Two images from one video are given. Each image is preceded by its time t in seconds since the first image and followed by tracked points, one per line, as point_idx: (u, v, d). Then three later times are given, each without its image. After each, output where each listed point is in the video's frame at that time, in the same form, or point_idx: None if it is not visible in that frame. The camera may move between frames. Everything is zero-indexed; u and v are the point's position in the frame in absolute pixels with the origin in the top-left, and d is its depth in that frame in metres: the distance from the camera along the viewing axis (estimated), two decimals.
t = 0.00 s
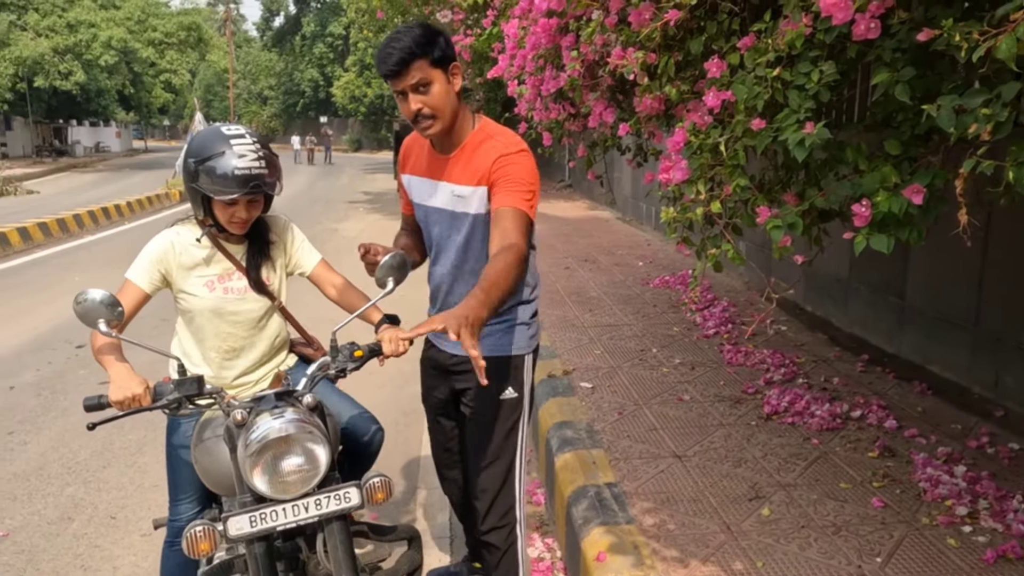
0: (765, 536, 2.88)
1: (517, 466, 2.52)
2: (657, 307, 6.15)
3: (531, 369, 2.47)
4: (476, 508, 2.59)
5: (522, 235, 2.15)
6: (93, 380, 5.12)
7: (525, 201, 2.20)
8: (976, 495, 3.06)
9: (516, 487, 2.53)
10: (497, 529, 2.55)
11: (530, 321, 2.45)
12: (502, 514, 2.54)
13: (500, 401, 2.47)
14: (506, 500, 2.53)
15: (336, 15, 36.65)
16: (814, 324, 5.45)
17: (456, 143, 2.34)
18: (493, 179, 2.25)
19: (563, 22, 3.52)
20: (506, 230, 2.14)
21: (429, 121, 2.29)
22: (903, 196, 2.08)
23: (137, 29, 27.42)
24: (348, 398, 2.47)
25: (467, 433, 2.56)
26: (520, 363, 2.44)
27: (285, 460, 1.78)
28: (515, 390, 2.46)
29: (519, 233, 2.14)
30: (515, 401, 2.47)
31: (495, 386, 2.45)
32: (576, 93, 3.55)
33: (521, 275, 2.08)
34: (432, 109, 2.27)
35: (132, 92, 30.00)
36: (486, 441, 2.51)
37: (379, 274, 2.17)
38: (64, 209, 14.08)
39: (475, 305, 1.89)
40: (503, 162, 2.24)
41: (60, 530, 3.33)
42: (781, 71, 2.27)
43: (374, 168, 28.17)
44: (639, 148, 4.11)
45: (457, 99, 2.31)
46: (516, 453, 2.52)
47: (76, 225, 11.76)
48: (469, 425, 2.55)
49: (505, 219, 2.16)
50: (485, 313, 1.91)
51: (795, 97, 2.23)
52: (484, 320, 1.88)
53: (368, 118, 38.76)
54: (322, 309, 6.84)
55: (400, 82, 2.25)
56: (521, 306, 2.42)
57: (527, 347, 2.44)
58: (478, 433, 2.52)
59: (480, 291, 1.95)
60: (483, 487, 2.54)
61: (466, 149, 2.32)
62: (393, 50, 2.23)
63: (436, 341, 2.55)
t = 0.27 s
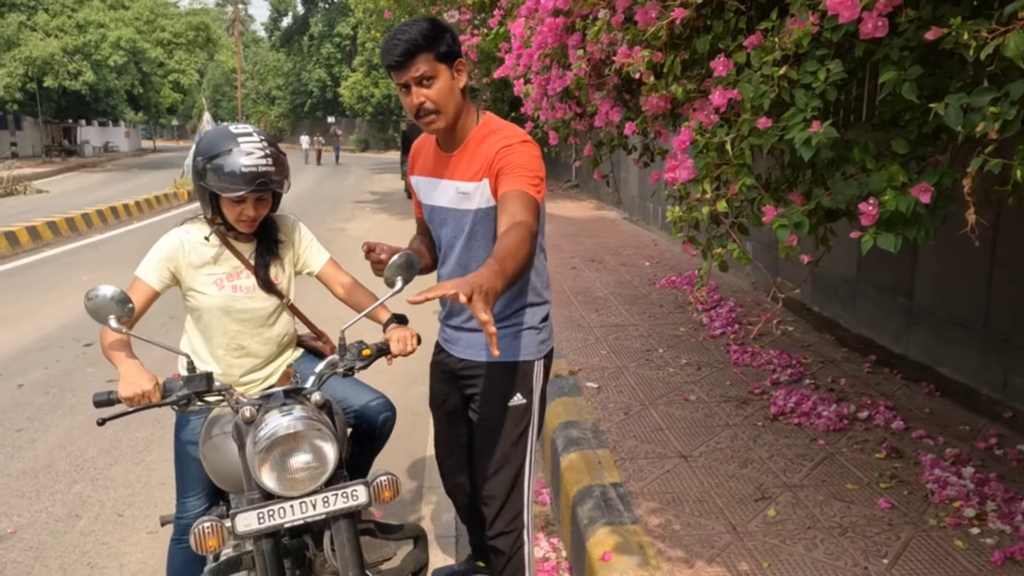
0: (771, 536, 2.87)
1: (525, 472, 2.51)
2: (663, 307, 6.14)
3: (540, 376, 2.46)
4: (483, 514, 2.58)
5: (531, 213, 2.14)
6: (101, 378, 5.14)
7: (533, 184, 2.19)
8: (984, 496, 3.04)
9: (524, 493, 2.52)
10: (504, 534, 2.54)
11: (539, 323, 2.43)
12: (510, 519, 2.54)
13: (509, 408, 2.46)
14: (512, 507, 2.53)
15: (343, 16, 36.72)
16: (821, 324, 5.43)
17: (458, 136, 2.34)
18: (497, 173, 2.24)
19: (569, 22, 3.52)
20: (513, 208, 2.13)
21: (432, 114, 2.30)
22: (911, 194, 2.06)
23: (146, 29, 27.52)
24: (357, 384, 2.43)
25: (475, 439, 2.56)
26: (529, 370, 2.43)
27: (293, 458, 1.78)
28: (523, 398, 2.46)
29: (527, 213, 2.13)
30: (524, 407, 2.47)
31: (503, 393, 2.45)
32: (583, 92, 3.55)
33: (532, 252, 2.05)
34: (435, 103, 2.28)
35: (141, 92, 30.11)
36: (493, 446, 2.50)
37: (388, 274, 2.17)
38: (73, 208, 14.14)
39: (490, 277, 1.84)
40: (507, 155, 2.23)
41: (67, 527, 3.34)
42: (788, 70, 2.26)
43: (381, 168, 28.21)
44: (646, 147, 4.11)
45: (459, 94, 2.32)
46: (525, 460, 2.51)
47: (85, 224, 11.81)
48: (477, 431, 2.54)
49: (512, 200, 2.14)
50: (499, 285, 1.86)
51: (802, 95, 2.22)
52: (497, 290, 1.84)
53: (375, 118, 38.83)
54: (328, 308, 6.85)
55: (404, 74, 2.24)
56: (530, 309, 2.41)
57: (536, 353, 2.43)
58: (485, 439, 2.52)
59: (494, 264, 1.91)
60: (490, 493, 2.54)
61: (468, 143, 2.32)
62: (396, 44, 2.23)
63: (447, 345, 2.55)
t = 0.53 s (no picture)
0: (778, 537, 2.87)
1: (529, 474, 2.51)
2: (670, 307, 6.13)
3: (545, 379, 2.45)
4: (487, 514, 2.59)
5: (541, 219, 2.13)
6: (109, 376, 5.16)
7: (543, 187, 2.18)
8: (992, 498, 3.03)
9: (528, 495, 2.52)
10: (508, 536, 2.54)
11: (546, 326, 2.42)
12: (513, 521, 2.54)
13: (514, 409, 2.46)
14: (516, 509, 2.53)
15: (351, 16, 36.76)
16: (828, 325, 5.41)
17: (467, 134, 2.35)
18: (507, 174, 2.24)
19: (577, 21, 3.52)
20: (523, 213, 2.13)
21: (441, 112, 2.30)
22: (919, 195, 2.06)
23: (155, 29, 27.62)
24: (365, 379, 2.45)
25: (480, 439, 2.55)
26: (536, 372, 2.43)
27: (301, 455, 1.79)
28: (529, 399, 2.46)
29: (536, 217, 2.13)
30: (529, 409, 2.46)
31: (508, 395, 2.45)
32: (590, 92, 3.55)
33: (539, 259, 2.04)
34: (445, 101, 2.28)
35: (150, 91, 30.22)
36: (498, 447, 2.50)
37: (396, 273, 2.16)
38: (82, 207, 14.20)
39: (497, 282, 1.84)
40: (517, 154, 2.23)
41: (75, 524, 3.36)
42: (795, 69, 2.25)
43: (388, 168, 28.25)
44: (653, 147, 4.10)
45: (470, 93, 2.32)
46: (529, 462, 2.51)
47: (94, 223, 11.86)
48: (482, 432, 2.54)
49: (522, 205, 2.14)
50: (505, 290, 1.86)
51: (809, 95, 2.22)
52: (502, 295, 1.83)
53: (383, 118, 38.88)
54: (335, 307, 6.87)
55: (414, 71, 2.26)
56: (537, 313, 2.41)
57: (542, 355, 2.43)
58: (490, 439, 2.51)
59: (501, 269, 1.90)
60: (494, 494, 2.54)
61: (478, 140, 2.33)
62: (408, 40, 2.24)
63: (454, 345, 2.55)
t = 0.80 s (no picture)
0: (784, 537, 2.86)
1: (537, 471, 2.51)
2: (676, 307, 6.12)
3: (553, 376, 2.45)
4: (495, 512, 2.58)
5: (549, 219, 2.12)
6: (116, 374, 5.18)
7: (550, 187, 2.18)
8: (1000, 499, 3.01)
9: (535, 492, 2.52)
10: (515, 533, 2.54)
11: (552, 324, 2.42)
12: (521, 518, 2.53)
13: (522, 406, 2.46)
14: (524, 506, 2.53)
15: (358, 15, 36.80)
16: (836, 325, 5.39)
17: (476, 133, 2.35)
18: (514, 173, 2.23)
19: (584, 20, 3.51)
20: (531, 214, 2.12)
21: (449, 111, 2.31)
22: (927, 194, 2.05)
23: (162, 29, 27.71)
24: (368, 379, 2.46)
25: (488, 436, 2.55)
26: (544, 369, 2.43)
27: (307, 453, 1.79)
28: (536, 396, 2.46)
29: (545, 218, 2.12)
30: (537, 405, 2.46)
31: (516, 392, 2.45)
32: (596, 91, 3.54)
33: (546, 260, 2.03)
34: (453, 100, 2.28)
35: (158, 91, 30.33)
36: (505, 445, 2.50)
37: (402, 272, 2.16)
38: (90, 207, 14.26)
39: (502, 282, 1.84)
40: (524, 153, 2.22)
41: (82, 521, 3.37)
42: (803, 68, 2.24)
43: (395, 168, 28.28)
44: (660, 146, 4.09)
45: (479, 92, 2.33)
46: (537, 459, 2.51)
47: (102, 222, 11.91)
48: (490, 429, 2.55)
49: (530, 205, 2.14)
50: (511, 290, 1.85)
51: (817, 93, 2.21)
52: (507, 295, 1.83)
53: (389, 118, 38.92)
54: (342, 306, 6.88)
55: (423, 70, 2.26)
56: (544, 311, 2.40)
57: (548, 353, 2.42)
58: (498, 436, 2.51)
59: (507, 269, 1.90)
60: (501, 491, 2.53)
61: (486, 139, 2.33)
62: (417, 39, 2.24)
63: (461, 343, 2.55)
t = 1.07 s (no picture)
0: (789, 538, 2.85)
1: (542, 469, 2.51)
2: (681, 307, 6.11)
3: (558, 373, 2.46)
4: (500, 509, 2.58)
5: (570, 235, 2.12)
6: (123, 373, 5.19)
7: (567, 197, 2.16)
8: (1007, 501, 3.00)
9: (541, 490, 2.52)
10: (520, 530, 2.54)
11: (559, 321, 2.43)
12: (526, 516, 2.54)
13: (527, 404, 2.46)
14: (529, 504, 2.53)
15: (364, 15, 36.82)
16: (842, 325, 5.37)
17: (482, 130, 2.34)
18: (528, 178, 2.22)
19: (590, 20, 3.51)
20: (550, 223, 2.11)
21: (454, 108, 2.30)
22: (934, 194, 2.04)
23: (170, 29, 27.83)
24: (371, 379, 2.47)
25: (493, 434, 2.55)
26: (549, 366, 2.44)
27: (312, 452, 1.79)
28: (542, 394, 2.46)
29: (566, 233, 2.12)
30: (542, 403, 2.47)
31: (522, 389, 2.45)
32: (602, 91, 3.54)
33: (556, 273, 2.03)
34: (457, 98, 2.28)
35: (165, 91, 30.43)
36: (508, 444, 2.50)
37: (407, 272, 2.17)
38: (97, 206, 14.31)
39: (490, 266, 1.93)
40: (537, 159, 2.20)
41: (89, 519, 3.38)
42: (810, 67, 2.24)
43: (402, 168, 28.31)
44: (665, 146, 4.09)
45: (483, 90, 2.32)
46: (542, 456, 2.51)
47: (109, 221, 11.95)
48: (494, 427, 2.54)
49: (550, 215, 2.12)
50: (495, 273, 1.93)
51: (824, 93, 2.21)
52: (485, 273, 1.90)
53: (395, 117, 38.96)
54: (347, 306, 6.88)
55: (423, 71, 2.26)
56: (551, 309, 2.41)
57: (554, 351, 2.43)
58: (503, 434, 2.50)
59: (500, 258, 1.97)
60: (507, 489, 2.53)
61: (496, 139, 2.31)
62: (422, 39, 2.24)
63: (465, 340, 2.54)
